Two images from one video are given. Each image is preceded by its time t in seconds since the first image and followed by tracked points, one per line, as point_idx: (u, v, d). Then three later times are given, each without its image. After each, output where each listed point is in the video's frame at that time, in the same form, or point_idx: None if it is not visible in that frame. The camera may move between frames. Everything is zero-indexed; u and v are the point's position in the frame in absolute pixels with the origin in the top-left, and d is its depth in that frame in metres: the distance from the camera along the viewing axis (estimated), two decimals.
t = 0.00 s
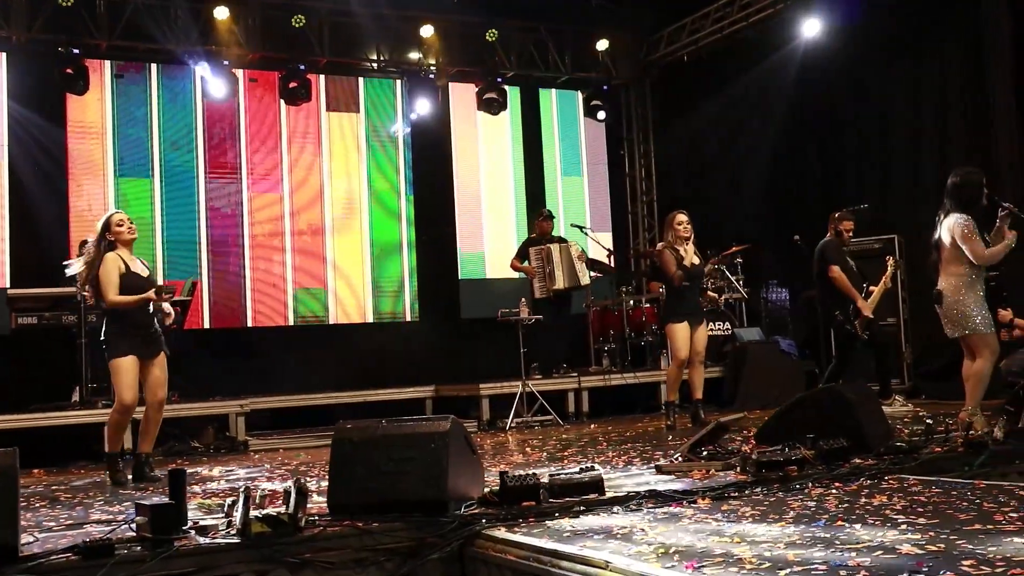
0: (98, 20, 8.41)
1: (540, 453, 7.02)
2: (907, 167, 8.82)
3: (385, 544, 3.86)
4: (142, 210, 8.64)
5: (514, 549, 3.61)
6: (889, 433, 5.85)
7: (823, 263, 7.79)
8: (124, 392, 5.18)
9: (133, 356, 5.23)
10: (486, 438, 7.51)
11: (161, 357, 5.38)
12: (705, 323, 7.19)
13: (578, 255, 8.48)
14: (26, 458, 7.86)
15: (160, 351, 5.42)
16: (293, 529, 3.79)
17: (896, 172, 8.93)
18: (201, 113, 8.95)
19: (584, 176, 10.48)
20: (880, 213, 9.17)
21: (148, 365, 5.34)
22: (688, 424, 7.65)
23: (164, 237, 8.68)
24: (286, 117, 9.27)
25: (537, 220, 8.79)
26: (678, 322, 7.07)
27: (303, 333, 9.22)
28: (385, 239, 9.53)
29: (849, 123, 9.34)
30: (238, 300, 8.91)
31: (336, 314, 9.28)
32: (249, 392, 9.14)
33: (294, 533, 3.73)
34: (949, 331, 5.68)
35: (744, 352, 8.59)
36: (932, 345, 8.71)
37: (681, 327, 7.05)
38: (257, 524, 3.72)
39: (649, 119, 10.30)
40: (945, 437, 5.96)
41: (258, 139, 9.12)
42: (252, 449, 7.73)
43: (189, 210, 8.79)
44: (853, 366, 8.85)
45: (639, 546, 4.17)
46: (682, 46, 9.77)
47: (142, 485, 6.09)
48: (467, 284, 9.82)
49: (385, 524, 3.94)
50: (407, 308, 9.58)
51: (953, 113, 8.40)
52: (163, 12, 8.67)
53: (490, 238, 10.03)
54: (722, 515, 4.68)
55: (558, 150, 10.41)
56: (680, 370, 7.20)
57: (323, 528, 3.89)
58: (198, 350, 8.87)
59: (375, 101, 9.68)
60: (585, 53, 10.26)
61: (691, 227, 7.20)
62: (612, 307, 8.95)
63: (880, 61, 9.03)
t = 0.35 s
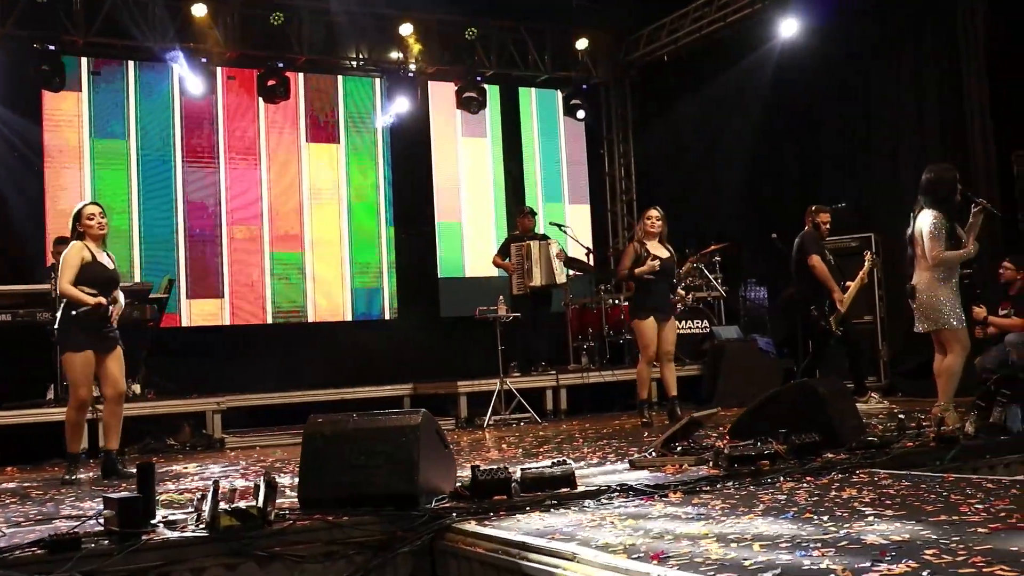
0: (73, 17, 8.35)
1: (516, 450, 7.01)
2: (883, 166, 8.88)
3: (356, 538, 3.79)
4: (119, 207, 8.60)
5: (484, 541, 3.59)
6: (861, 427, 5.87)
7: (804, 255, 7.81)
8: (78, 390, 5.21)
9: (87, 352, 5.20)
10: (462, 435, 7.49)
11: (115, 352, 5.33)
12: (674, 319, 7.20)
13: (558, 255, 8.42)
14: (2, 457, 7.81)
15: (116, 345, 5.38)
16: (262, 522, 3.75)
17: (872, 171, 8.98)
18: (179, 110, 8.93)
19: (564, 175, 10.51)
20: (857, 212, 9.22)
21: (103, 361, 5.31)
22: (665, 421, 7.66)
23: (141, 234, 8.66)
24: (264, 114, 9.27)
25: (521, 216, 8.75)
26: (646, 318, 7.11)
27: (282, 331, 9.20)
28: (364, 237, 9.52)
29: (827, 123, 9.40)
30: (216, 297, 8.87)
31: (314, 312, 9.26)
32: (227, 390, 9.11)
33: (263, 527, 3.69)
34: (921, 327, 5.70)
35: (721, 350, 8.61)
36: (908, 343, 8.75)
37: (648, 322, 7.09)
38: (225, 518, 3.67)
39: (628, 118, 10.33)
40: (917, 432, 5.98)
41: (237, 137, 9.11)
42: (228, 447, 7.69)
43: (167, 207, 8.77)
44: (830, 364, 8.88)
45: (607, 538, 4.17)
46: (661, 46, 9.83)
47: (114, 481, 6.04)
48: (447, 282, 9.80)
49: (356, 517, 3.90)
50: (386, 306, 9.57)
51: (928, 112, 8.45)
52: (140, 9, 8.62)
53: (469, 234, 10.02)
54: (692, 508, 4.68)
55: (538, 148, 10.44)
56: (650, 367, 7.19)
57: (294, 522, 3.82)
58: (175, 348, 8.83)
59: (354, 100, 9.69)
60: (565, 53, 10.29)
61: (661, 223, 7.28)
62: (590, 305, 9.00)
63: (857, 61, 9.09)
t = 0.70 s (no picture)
0: (50, 14, 8.30)
1: (492, 447, 7.00)
2: (860, 166, 8.94)
3: (326, 532, 3.78)
4: (96, 206, 8.56)
5: (453, 535, 3.56)
6: (833, 423, 5.90)
7: (778, 259, 7.83)
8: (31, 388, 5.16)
9: (31, 351, 5.10)
10: (439, 433, 7.48)
11: (62, 356, 5.17)
12: (645, 316, 7.16)
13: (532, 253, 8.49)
14: None
15: (70, 348, 5.24)
16: (231, 517, 3.69)
17: (850, 171, 9.05)
18: (156, 108, 8.88)
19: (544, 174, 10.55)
20: (834, 212, 9.27)
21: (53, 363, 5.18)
22: (642, 419, 7.68)
23: (119, 232, 8.61)
24: (243, 112, 9.23)
25: (497, 214, 8.78)
26: (606, 317, 7.10)
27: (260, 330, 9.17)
28: (344, 236, 9.51)
29: (806, 123, 9.44)
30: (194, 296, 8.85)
31: (293, 311, 9.25)
32: (204, 389, 9.07)
33: (231, 521, 3.63)
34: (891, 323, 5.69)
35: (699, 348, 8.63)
36: (886, 341, 8.78)
37: (610, 321, 7.07)
38: (194, 512, 3.60)
39: (609, 118, 10.35)
40: (889, 428, 6.01)
41: (215, 136, 9.07)
42: (204, 444, 7.65)
43: (145, 205, 8.72)
44: (808, 362, 8.92)
45: (575, 530, 4.15)
46: (641, 44, 9.84)
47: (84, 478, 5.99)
48: (426, 281, 9.85)
49: (324, 511, 3.86)
50: (365, 305, 9.58)
51: (905, 112, 8.51)
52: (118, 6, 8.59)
53: (449, 232, 10.02)
54: (662, 502, 4.67)
55: (518, 147, 10.47)
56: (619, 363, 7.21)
57: (263, 516, 3.77)
58: (153, 348, 8.84)
59: (333, 98, 9.65)
60: (546, 52, 10.31)
61: (639, 222, 7.28)
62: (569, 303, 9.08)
63: (835, 61, 9.13)
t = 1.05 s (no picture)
0: (25, 8, 8.23)
1: (468, 444, 7.00)
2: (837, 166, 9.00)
3: (296, 526, 3.70)
4: (73, 202, 8.51)
5: (426, 530, 3.50)
6: (804, 418, 5.97)
7: (755, 252, 7.83)
8: None
9: None
10: (416, 430, 7.47)
11: (31, 348, 5.15)
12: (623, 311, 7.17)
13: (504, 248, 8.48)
14: None
15: (36, 341, 5.18)
16: (200, 511, 3.64)
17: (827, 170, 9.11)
18: (134, 104, 8.85)
19: (524, 172, 10.58)
20: (812, 211, 9.31)
21: (23, 355, 5.19)
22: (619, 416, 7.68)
23: (95, 229, 8.56)
24: (221, 110, 9.22)
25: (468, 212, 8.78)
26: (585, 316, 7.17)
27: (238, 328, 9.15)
28: (323, 234, 9.51)
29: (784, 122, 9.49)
30: (171, 293, 8.81)
31: (271, 309, 9.23)
32: (182, 387, 9.04)
33: (199, 515, 3.58)
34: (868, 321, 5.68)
35: (677, 346, 8.67)
36: (863, 339, 8.82)
37: (589, 320, 7.15)
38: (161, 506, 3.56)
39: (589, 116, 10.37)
40: (862, 423, 6.04)
41: (193, 133, 9.05)
42: (180, 442, 7.61)
43: (122, 202, 8.67)
44: (786, 360, 8.96)
45: (543, 522, 4.15)
46: (621, 43, 9.87)
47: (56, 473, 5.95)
48: (405, 278, 9.82)
49: (295, 504, 3.77)
50: (344, 303, 9.58)
51: (881, 112, 8.56)
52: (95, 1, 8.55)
53: (429, 230, 10.01)
54: (633, 496, 4.68)
55: (498, 146, 10.49)
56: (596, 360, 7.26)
57: (234, 510, 3.69)
58: (132, 345, 8.85)
59: (312, 97, 9.67)
60: (527, 51, 10.32)
61: (613, 219, 7.27)
62: (548, 302, 9.12)
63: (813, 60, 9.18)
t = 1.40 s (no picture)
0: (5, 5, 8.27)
1: (447, 442, 6.99)
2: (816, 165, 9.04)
3: (269, 521, 3.67)
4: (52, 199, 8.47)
5: (396, 524, 3.47)
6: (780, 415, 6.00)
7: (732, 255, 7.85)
8: None
9: None
10: (395, 428, 7.46)
11: None
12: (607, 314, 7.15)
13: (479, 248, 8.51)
14: None
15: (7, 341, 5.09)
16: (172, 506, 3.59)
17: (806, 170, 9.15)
18: (114, 101, 8.81)
19: (506, 171, 10.57)
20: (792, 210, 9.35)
21: None
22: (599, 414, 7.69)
23: (75, 226, 8.52)
24: (203, 107, 9.18)
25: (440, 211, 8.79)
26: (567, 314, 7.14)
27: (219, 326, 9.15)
28: (304, 233, 9.48)
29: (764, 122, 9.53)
30: (152, 291, 8.79)
31: (253, 308, 9.21)
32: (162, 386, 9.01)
33: (172, 508, 3.54)
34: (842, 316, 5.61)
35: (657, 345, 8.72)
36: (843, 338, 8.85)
37: (570, 317, 7.13)
38: (133, 501, 3.52)
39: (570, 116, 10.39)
40: (838, 420, 6.06)
41: (174, 130, 9.01)
42: (158, 440, 7.57)
43: (102, 200, 8.64)
44: (766, 359, 8.99)
45: (515, 516, 4.14)
46: (602, 44, 9.91)
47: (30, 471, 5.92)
48: (386, 277, 9.83)
49: (267, 500, 3.74)
50: (326, 302, 9.58)
51: (859, 111, 8.61)
52: None
53: (410, 229, 10.01)
54: (606, 491, 4.68)
55: (480, 145, 10.48)
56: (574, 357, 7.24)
57: (206, 505, 3.64)
58: (110, 342, 8.84)
59: (294, 95, 9.63)
60: (509, 51, 10.35)
61: (592, 219, 7.28)
62: (528, 301, 9.11)
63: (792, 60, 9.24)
